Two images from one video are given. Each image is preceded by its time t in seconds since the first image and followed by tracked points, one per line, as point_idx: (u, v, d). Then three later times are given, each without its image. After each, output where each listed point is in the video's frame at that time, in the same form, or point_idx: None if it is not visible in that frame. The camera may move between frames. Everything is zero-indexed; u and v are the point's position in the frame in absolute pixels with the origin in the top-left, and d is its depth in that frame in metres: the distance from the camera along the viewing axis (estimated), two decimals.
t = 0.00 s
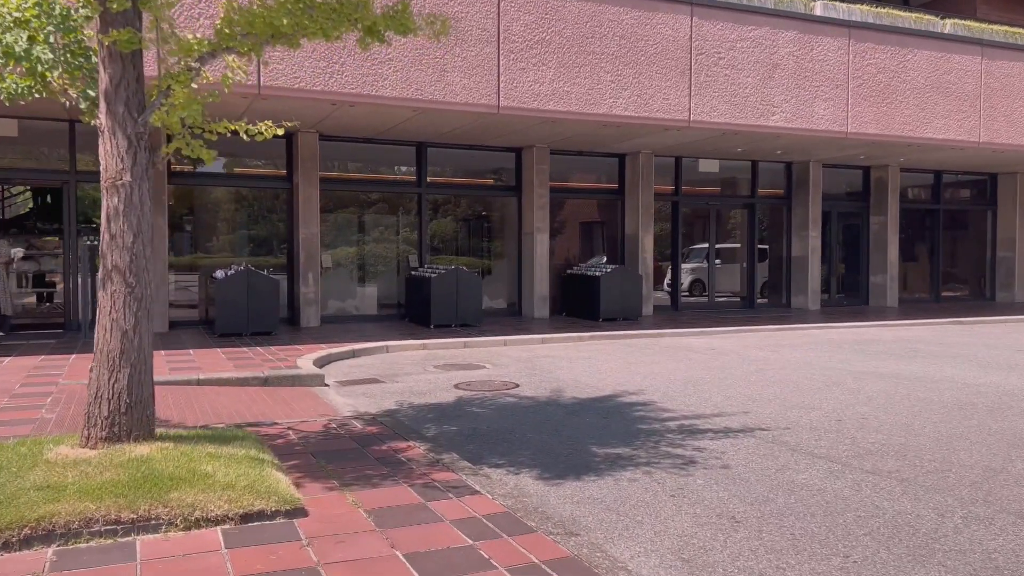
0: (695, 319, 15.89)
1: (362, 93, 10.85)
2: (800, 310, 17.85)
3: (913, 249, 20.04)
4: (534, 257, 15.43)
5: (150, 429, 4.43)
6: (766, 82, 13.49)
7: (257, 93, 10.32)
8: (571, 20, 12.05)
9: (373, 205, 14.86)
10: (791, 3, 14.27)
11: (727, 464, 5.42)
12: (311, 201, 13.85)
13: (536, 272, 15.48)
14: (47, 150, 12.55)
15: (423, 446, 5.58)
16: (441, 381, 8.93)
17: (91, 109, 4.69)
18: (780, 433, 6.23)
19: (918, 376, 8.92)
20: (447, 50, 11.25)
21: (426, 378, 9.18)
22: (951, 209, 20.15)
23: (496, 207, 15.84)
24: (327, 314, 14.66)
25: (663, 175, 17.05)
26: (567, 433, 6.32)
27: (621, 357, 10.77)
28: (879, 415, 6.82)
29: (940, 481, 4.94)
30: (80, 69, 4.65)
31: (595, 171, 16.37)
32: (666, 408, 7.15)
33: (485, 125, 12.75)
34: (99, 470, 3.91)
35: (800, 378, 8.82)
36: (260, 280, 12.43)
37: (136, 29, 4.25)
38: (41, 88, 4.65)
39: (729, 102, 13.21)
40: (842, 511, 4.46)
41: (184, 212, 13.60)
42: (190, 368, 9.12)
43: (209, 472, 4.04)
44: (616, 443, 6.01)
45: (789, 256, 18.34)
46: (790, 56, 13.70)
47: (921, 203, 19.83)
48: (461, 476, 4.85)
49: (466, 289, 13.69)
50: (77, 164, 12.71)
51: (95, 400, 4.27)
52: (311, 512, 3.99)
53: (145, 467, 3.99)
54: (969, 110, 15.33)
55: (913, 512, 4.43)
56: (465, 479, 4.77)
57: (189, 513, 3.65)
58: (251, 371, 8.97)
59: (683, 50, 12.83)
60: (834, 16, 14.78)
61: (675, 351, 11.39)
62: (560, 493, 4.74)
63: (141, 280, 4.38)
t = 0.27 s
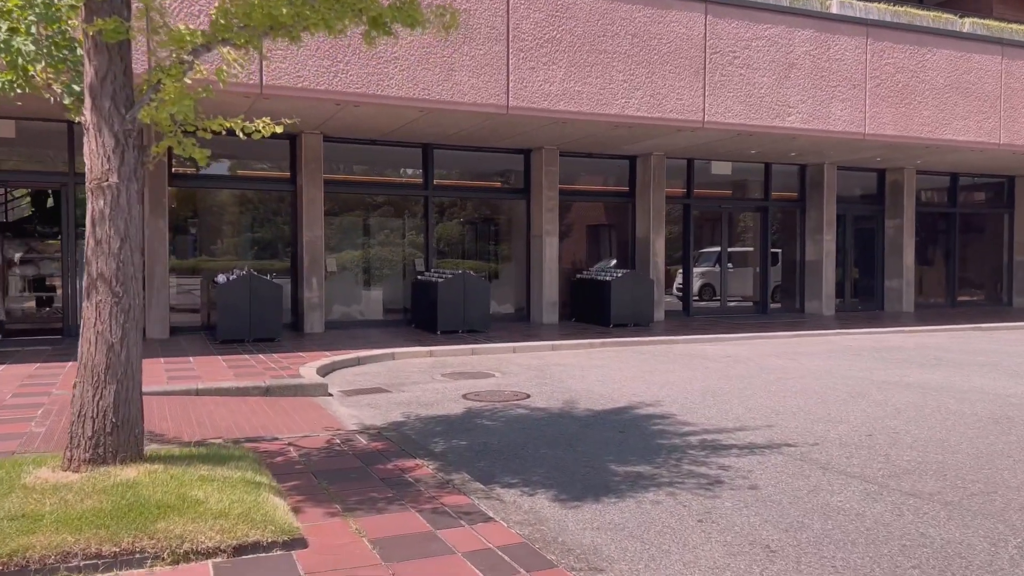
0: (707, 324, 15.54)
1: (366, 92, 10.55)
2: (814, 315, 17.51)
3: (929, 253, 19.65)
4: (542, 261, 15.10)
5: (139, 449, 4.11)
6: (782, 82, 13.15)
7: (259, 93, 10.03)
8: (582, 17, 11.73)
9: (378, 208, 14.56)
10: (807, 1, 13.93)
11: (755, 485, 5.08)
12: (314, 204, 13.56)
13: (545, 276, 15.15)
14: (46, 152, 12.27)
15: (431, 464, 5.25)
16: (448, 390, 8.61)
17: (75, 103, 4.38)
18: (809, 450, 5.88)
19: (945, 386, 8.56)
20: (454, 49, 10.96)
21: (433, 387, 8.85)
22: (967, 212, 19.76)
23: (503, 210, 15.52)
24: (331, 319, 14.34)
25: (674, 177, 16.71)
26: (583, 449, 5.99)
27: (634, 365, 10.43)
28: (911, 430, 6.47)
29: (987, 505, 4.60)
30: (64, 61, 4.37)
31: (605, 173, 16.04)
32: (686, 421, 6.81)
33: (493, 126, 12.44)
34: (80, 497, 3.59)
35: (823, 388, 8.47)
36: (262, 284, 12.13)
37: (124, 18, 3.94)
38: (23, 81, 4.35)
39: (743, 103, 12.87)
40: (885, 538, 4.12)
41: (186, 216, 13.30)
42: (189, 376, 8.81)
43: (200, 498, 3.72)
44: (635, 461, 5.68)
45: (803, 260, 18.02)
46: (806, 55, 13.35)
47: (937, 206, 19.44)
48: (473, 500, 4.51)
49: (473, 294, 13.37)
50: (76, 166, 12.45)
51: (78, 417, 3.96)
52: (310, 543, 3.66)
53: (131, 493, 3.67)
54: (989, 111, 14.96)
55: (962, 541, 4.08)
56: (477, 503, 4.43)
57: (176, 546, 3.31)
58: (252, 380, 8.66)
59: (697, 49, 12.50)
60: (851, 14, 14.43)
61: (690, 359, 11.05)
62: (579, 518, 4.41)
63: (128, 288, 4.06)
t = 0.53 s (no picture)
0: (721, 326, 15.18)
1: (373, 87, 10.23)
2: (830, 318, 17.13)
3: (946, 254, 19.23)
4: (552, 262, 14.76)
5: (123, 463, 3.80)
6: (800, 77, 12.79)
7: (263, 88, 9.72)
8: (595, 11, 11.41)
9: (385, 208, 14.25)
10: None
11: (788, 500, 4.73)
12: (320, 203, 13.26)
13: (555, 277, 14.82)
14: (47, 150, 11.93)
15: (439, 477, 4.92)
16: (457, 395, 8.27)
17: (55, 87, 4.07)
18: (841, 462, 5.52)
19: (977, 392, 8.19)
20: (462, 43, 10.65)
21: (442, 392, 8.52)
22: (986, 213, 19.33)
23: (513, 210, 15.19)
24: (337, 321, 14.05)
25: (687, 176, 16.36)
26: (600, 460, 5.65)
27: (649, 369, 10.09)
28: (948, 439, 6.11)
29: None
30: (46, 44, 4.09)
31: (616, 172, 15.69)
32: (708, 430, 6.47)
33: (502, 123, 12.11)
34: (55, 518, 3.27)
35: (848, 394, 8.11)
36: (266, 285, 11.83)
37: None
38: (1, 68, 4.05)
39: (760, 99, 12.51)
40: (935, 562, 3.77)
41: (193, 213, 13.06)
42: (189, 381, 8.50)
43: (186, 518, 3.39)
44: (657, 474, 5.33)
45: (819, 261, 17.64)
46: (824, 50, 12.99)
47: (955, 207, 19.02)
48: (485, 519, 4.17)
49: (482, 295, 13.04)
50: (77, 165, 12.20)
51: (56, 429, 3.66)
52: (307, 570, 3.32)
53: (110, 513, 3.34)
54: (1012, 108, 14.55)
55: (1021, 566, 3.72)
56: (489, 522, 4.10)
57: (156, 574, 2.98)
58: (254, 385, 8.34)
59: (712, 43, 12.15)
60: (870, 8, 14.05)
61: (706, 362, 10.69)
62: (600, 537, 4.07)
63: (112, 288, 3.75)
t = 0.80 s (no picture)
0: (740, 332, 14.80)
1: (382, 85, 9.95)
2: (850, 323, 16.74)
3: (969, 258, 18.77)
4: (566, 265, 14.42)
5: (108, 485, 3.55)
6: (822, 76, 12.41)
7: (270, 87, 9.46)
8: (611, 7, 11.09)
9: (396, 210, 13.96)
10: None
11: (827, 525, 4.38)
12: (329, 205, 12.99)
13: (569, 280, 14.48)
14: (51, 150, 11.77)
15: (451, 497, 4.60)
16: (469, 404, 7.95)
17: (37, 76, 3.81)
18: (880, 481, 5.17)
19: (1014, 403, 7.80)
20: (475, 40, 10.36)
21: (453, 400, 8.20)
22: (1010, 215, 18.87)
23: (526, 211, 14.88)
24: (346, 325, 13.77)
25: (704, 178, 16.00)
26: (621, 477, 5.31)
27: (667, 376, 9.74)
28: (993, 456, 5.74)
29: None
30: (30, 29, 3.85)
31: (632, 173, 15.35)
32: (735, 445, 6.12)
33: (515, 122, 11.80)
34: (30, 550, 2.97)
35: (879, 405, 7.74)
36: (273, 288, 11.55)
37: None
38: None
39: (781, 98, 12.15)
40: None
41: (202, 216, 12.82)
42: (192, 387, 8.21)
43: (174, 551, 3.08)
44: (683, 493, 4.99)
45: (839, 265, 17.26)
46: (847, 48, 12.61)
47: (978, 209, 18.57)
48: (501, 548, 3.84)
49: (494, 299, 12.72)
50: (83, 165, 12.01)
51: (35, 450, 3.41)
52: None
53: (91, 545, 3.05)
54: None
55: None
56: (506, 551, 3.77)
57: None
58: (259, 391, 8.04)
59: (732, 40, 11.80)
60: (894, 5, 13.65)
61: (726, 370, 10.33)
62: (628, 567, 3.74)
63: (96, 294, 3.47)
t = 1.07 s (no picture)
0: (761, 333, 14.44)
1: (396, 79, 9.66)
2: (875, 325, 16.34)
3: (996, 258, 18.31)
4: (583, 265, 14.10)
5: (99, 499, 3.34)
6: (848, 70, 12.04)
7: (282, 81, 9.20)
8: None
9: (409, 208, 13.69)
10: None
11: (877, 545, 4.05)
12: (342, 203, 12.73)
13: (586, 281, 14.15)
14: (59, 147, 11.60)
15: (471, 512, 4.31)
16: (486, 408, 7.65)
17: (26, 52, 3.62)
18: (928, 496, 4.83)
19: None
20: (492, 33, 10.07)
21: (469, 404, 7.90)
22: None
23: (542, 210, 14.57)
24: (359, 325, 13.50)
25: (724, 176, 15.65)
26: (648, 489, 5.00)
27: (690, 380, 9.41)
28: None
29: None
30: (19, 7, 3.64)
31: (651, 171, 15.02)
32: (769, 454, 5.80)
33: (532, 118, 11.50)
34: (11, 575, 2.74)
35: (916, 412, 7.39)
36: (284, 288, 11.30)
37: None
38: None
39: (806, 93, 11.78)
40: None
41: (213, 215, 12.60)
42: (200, 389, 7.95)
43: None
44: (717, 507, 4.68)
45: (863, 265, 16.86)
46: (874, 41, 12.23)
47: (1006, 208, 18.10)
48: (527, 570, 3.54)
49: (510, 299, 12.41)
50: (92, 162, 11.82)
51: (21, 462, 3.22)
52: None
53: (76, 569, 2.80)
54: None
55: None
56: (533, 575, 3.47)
57: None
58: (269, 394, 7.76)
59: (756, 33, 11.45)
60: None
61: (751, 373, 9.99)
62: None
63: (88, 293, 3.23)
